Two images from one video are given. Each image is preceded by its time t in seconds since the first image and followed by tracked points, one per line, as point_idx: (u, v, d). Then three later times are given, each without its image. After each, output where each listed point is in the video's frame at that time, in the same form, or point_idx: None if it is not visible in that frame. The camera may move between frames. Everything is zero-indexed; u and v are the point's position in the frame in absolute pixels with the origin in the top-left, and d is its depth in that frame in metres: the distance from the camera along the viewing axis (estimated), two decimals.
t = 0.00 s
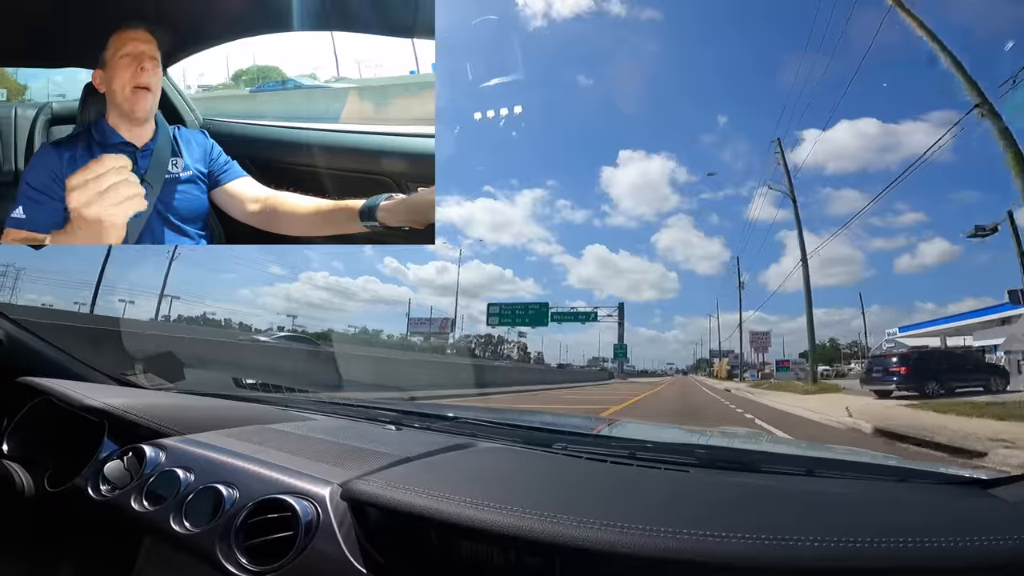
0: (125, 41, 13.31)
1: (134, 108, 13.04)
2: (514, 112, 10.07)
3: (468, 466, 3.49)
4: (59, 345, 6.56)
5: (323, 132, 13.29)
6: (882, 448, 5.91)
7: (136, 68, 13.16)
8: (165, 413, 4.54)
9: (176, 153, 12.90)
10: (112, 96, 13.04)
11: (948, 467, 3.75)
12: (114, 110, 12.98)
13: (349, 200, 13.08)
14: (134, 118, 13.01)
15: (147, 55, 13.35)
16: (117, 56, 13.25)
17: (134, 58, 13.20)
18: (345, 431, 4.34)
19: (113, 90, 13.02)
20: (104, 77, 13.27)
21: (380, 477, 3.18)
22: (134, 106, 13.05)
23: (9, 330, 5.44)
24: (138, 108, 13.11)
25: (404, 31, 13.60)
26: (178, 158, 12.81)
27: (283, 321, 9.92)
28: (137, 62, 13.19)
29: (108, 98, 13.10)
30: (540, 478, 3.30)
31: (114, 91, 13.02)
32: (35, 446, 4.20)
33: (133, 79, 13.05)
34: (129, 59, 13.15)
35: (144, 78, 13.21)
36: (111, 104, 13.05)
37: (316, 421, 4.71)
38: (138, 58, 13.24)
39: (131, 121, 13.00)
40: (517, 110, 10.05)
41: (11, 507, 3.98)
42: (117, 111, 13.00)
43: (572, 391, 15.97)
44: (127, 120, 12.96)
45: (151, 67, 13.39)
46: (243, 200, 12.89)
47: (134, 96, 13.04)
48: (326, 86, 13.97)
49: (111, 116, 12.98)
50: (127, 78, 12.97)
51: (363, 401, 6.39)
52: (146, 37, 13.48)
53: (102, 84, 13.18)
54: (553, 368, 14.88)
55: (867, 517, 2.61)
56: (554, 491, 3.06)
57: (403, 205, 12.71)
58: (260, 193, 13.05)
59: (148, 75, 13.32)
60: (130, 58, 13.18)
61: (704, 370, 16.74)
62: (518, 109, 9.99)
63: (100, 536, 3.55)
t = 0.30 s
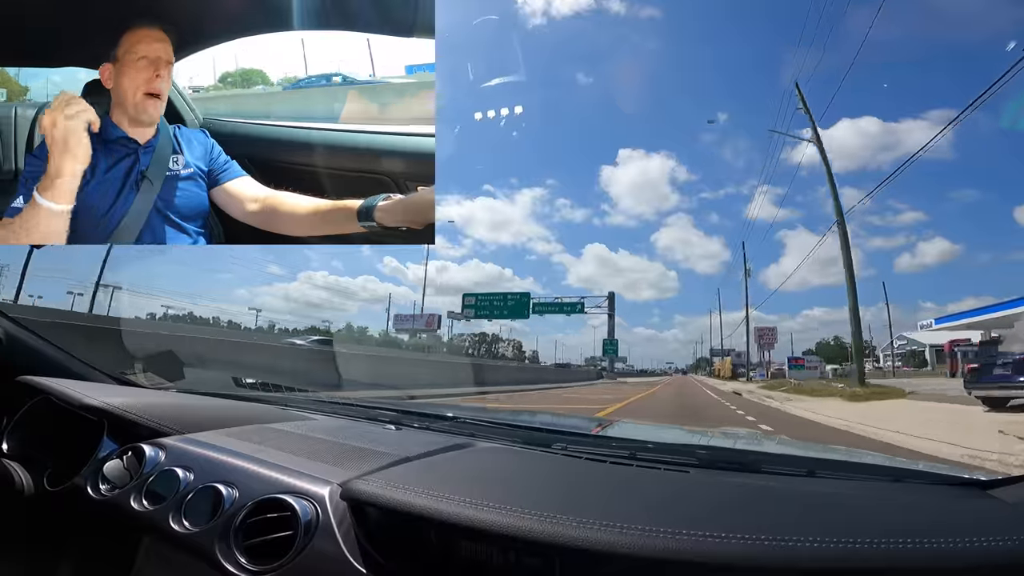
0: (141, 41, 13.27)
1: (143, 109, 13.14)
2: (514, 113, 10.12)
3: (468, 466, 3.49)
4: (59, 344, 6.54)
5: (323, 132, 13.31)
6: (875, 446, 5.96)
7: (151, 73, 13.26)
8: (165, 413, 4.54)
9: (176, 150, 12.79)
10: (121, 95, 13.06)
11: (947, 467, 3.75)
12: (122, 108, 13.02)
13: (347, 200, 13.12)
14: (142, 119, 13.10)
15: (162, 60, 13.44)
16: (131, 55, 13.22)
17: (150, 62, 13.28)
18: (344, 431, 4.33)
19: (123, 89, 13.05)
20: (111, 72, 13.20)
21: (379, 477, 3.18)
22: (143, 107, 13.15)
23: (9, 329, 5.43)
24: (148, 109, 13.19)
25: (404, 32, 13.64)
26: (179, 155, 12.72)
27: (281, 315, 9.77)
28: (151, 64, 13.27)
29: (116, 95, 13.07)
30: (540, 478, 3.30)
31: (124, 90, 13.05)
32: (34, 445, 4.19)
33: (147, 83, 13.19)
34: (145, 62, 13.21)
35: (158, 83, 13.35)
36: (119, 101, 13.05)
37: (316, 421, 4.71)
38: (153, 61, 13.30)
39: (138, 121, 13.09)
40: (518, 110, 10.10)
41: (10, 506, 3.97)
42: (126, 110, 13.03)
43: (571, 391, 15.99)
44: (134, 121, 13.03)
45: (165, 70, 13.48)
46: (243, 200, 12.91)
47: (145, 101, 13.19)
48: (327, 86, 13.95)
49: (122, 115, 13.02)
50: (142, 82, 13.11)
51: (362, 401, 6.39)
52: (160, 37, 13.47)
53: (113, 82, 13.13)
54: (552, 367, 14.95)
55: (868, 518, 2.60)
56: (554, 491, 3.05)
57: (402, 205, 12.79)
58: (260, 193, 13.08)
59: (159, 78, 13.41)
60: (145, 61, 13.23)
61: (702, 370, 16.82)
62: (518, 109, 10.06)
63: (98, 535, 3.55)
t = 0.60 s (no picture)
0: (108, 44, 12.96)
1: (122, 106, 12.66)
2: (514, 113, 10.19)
3: (468, 465, 3.50)
4: (59, 343, 6.54)
5: (324, 131, 13.35)
6: (870, 445, 6.02)
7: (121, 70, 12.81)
8: (165, 412, 4.55)
9: (173, 149, 12.81)
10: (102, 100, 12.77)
11: (944, 466, 3.77)
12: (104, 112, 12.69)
13: (346, 200, 13.15)
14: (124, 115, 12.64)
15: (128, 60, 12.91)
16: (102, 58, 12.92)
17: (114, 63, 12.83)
18: (344, 430, 4.34)
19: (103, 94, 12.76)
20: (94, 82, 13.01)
21: (379, 476, 3.18)
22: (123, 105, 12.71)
23: (9, 329, 5.44)
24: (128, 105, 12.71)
25: (404, 32, 13.69)
26: (176, 154, 12.76)
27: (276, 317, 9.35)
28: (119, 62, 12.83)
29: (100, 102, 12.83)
30: (540, 477, 3.30)
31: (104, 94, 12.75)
32: (34, 445, 4.19)
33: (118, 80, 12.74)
34: (110, 66, 12.82)
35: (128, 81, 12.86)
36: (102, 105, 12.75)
37: (315, 420, 4.72)
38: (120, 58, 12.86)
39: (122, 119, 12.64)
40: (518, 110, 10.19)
41: (10, 506, 3.96)
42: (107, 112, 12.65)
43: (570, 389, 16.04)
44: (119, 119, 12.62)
45: (134, 66, 13.00)
46: (241, 199, 12.93)
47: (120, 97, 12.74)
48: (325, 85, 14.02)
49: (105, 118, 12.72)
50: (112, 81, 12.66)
51: (361, 400, 6.40)
52: (127, 35, 13.09)
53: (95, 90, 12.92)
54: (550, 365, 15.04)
55: (867, 517, 2.61)
56: (553, 491, 3.05)
57: (400, 206, 12.95)
58: (257, 191, 13.04)
59: (132, 74, 12.96)
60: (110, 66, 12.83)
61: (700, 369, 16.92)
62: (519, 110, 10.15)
63: (98, 535, 3.54)
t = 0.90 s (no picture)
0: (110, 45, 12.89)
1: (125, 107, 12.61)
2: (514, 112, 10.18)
3: (468, 465, 3.50)
4: (59, 342, 6.53)
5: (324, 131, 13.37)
6: (867, 444, 6.03)
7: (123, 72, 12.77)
8: (165, 411, 4.54)
9: (175, 151, 12.80)
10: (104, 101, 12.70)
11: (941, 465, 3.77)
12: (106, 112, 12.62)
13: (346, 203, 13.18)
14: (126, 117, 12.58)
15: (130, 61, 12.85)
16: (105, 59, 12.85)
17: (117, 64, 12.77)
18: (343, 429, 4.34)
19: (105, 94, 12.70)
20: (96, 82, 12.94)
21: (379, 476, 3.18)
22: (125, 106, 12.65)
23: (9, 328, 5.43)
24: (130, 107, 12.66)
25: (404, 31, 13.67)
26: (177, 156, 12.74)
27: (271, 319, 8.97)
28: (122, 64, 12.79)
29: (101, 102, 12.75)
30: (540, 477, 3.30)
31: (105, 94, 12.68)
32: (34, 444, 4.18)
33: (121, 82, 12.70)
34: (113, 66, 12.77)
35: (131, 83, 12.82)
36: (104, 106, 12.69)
37: (315, 419, 4.72)
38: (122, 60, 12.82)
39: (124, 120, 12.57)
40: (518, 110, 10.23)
41: (10, 506, 3.96)
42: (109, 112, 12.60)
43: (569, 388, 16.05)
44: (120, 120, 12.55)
45: (137, 68, 12.98)
46: (243, 201, 12.92)
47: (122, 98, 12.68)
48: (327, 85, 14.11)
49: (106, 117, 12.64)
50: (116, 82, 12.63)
51: (360, 399, 6.39)
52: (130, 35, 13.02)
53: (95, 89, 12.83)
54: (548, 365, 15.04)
55: (867, 517, 2.61)
56: (553, 491, 3.05)
57: (400, 207, 13.03)
58: (260, 194, 13.06)
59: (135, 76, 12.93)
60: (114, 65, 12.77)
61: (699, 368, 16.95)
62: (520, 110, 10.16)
63: (98, 534, 3.54)
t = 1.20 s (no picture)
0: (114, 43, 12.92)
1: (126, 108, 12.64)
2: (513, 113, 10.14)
3: (467, 466, 3.49)
4: (58, 343, 6.52)
5: (323, 132, 13.36)
6: (869, 445, 6.00)
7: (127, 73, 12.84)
8: (165, 412, 4.54)
9: (174, 151, 12.77)
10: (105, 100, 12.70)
11: (942, 466, 3.76)
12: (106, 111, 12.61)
13: (344, 203, 13.20)
14: (127, 117, 12.60)
15: (135, 62, 12.95)
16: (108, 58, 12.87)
17: (121, 64, 12.84)
18: (342, 431, 4.34)
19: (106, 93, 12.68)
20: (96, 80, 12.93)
21: (378, 476, 3.18)
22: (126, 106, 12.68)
23: (8, 329, 5.44)
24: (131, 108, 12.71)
25: (403, 32, 13.65)
26: (176, 157, 12.72)
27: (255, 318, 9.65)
28: (127, 64, 12.86)
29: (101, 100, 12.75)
30: (539, 477, 3.30)
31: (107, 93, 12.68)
32: (34, 445, 4.18)
33: (124, 83, 12.77)
34: (117, 65, 12.79)
35: (134, 84, 12.86)
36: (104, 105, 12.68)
37: (314, 420, 4.72)
38: (127, 60, 12.88)
39: (125, 120, 12.60)
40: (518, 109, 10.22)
41: (9, 507, 3.96)
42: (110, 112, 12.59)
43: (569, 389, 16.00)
44: (121, 120, 12.57)
45: (142, 69, 13.09)
46: (242, 200, 12.88)
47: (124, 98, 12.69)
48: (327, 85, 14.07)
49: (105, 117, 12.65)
50: (120, 83, 12.69)
51: (359, 399, 6.38)
52: (135, 36, 13.11)
53: (96, 88, 12.82)
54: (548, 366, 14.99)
55: (868, 518, 2.61)
56: (553, 492, 3.04)
57: (398, 208, 13.00)
58: (259, 193, 13.02)
59: (139, 77, 13.02)
60: (118, 64, 12.81)
61: (699, 369, 16.91)
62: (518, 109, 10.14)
63: (97, 535, 3.54)
